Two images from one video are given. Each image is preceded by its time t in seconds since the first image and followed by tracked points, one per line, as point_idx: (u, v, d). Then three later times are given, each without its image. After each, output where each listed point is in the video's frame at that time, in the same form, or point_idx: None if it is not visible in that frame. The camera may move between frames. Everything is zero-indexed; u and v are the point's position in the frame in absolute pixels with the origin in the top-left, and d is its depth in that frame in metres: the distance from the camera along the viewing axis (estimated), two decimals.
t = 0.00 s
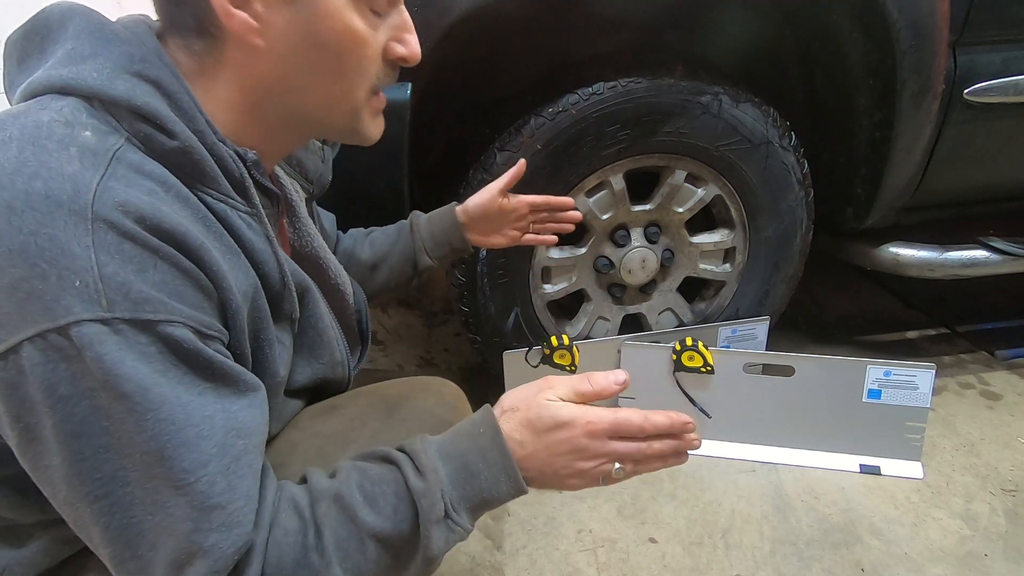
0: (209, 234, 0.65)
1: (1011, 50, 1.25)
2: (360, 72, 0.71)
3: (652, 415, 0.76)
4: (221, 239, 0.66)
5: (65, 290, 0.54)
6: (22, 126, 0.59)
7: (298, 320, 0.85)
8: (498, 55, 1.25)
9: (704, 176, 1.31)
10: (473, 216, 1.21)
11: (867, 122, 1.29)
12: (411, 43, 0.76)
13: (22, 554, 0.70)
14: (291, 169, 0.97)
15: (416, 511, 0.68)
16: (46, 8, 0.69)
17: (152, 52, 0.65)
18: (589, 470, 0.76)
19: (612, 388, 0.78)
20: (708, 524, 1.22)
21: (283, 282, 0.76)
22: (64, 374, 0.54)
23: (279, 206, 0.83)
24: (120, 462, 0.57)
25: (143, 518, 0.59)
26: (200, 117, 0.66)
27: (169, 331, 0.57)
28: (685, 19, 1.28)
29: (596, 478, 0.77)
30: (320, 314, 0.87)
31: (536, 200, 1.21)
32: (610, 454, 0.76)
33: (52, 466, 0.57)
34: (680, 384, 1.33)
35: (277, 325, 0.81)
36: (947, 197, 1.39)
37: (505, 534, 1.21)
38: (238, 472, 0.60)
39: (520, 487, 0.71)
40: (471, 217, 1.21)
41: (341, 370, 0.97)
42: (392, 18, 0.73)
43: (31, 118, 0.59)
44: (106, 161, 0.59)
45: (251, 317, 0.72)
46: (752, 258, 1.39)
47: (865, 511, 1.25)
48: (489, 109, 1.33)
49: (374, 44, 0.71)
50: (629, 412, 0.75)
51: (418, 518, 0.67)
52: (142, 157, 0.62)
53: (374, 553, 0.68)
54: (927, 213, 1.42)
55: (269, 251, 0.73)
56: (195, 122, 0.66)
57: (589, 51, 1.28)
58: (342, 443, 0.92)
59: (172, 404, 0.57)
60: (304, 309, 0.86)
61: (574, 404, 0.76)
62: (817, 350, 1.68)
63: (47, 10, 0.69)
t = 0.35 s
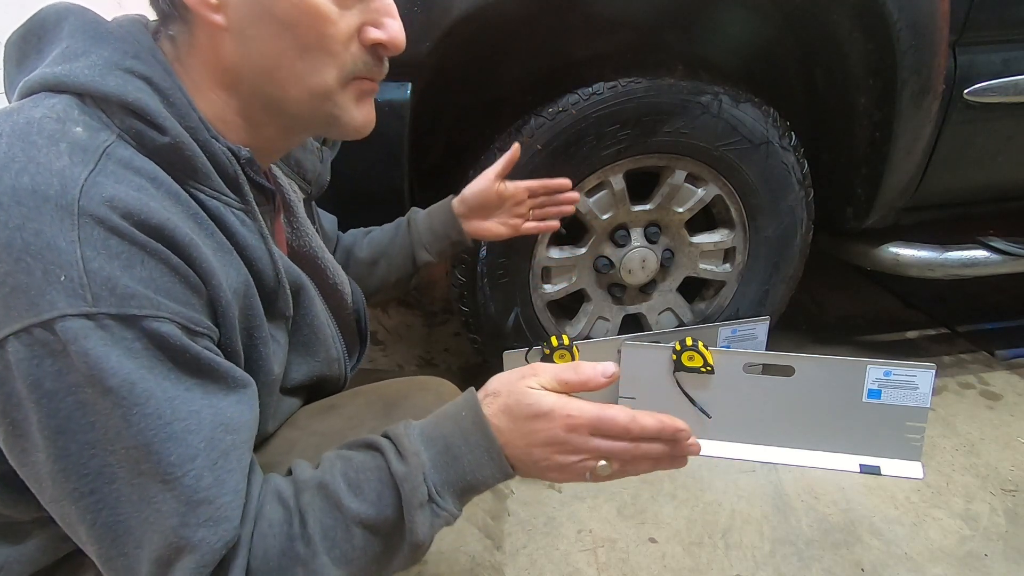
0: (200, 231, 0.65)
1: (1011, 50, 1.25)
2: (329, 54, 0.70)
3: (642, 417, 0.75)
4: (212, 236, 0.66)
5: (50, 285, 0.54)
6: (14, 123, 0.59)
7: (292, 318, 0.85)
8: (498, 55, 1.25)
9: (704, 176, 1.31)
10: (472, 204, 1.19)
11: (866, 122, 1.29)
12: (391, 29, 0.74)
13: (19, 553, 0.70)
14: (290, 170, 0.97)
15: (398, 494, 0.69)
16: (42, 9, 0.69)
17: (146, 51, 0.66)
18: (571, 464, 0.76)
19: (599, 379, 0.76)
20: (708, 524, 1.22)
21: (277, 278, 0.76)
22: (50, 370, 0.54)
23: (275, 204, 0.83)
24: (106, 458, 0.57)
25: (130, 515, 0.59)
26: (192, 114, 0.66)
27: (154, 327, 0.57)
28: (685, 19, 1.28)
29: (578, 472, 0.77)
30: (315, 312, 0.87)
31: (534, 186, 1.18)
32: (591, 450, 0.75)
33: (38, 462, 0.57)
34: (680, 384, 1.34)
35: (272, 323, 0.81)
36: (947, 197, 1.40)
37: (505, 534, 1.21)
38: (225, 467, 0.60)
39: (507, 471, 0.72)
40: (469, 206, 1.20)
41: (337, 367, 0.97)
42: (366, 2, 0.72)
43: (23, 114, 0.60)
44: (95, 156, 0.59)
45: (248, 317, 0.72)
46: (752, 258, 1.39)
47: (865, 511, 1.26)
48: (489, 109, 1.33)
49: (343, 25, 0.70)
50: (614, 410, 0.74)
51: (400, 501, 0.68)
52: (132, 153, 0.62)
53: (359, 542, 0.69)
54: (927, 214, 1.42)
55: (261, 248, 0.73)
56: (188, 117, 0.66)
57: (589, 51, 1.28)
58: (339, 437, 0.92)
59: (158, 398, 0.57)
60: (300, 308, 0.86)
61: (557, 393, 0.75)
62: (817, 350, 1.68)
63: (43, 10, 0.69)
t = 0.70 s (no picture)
0: (200, 236, 0.65)
1: (1010, 50, 1.25)
2: (361, 60, 0.75)
3: (634, 426, 0.75)
4: (212, 242, 0.66)
5: (53, 297, 0.54)
6: (12, 130, 0.59)
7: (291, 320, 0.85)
8: (498, 55, 1.25)
9: (704, 176, 1.31)
10: (469, 218, 1.21)
11: (866, 123, 1.29)
12: (400, 28, 0.81)
13: (18, 556, 0.70)
14: (288, 170, 0.98)
15: (399, 500, 0.69)
16: (36, 10, 0.69)
17: (142, 53, 0.65)
18: (565, 471, 0.76)
19: (593, 391, 0.76)
20: (708, 524, 1.22)
21: (276, 281, 0.76)
22: (55, 380, 0.54)
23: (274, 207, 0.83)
24: (110, 465, 0.57)
25: (135, 520, 0.59)
26: (191, 119, 0.66)
27: (157, 338, 0.57)
28: (685, 19, 1.28)
29: (572, 479, 0.77)
30: (314, 316, 0.87)
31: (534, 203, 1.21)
32: (583, 458, 0.75)
33: (40, 470, 0.57)
34: (680, 384, 1.34)
35: (271, 325, 0.80)
36: (946, 197, 1.39)
37: (505, 534, 1.21)
38: (229, 474, 0.61)
39: (504, 476, 0.72)
40: (467, 219, 1.21)
41: (338, 371, 0.97)
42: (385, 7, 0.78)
43: (20, 121, 0.59)
44: (95, 164, 0.58)
45: (245, 318, 0.72)
46: (752, 258, 1.39)
47: (865, 511, 1.25)
48: (490, 109, 1.33)
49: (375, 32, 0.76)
50: (606, 419, 0.74)
51: (400, 505, 0.69)
52: (131, 159, 0.61)
53: (361, 544, 0.69)
54: (927, 214, 1.42)
55: (260, 252, 0.73)
56: (186, 122, 0.66)
57: (589, 51, 1.28)
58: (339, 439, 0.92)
59: (161, 407, 0.57)
60: (298, 310, 0.86)
61: (550, 404, 0.76)
62: (817, 350, 1.68)
63: (38, 12, 0.69)
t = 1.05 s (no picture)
0: (196, 242, 0.65)
1: (1010, 50, 1.25)
2: (359, 59, 0.75)
3: (613, 387, 0.76)
4: (208, 247, 0.67)
5: (47, 309, 0.54)
6: (3, 138, 0.59)
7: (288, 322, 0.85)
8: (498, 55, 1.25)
9: (704, 176, 1.31)
10: (468, 226, 1.19)
11: (866, 122, 1.29)
12: (389, 20, 0.82)
13: (18, 560, 0.70)
14: (288, 171, 0.97)
15: (399, 484, 0.70)
16: (25, 13, 0.69)
17: (131, 57, 0.65)
18: (552, 442, 0.76)
19: (571, 362, 0.78)
20: (708, 525, 1.22)
21: (273, 284, 0.76)
22: (51, 392, 0.54)
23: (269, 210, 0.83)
24: (110, 475, 0.58)
25: (137, 528, 0.59)
26: (183, 122, 0.66)
27: (153, 347, 0.57)
28: (684, 18, 1.28)
29: (562, 450, 0.76)
30: (311, 318, 0.87)
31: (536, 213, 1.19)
32: (570, 429, 0.76)
33: (39, 480, 0.57)
34: (680, 384, 1.36)
35: (268, 328, 0.81)
36: (947, 197, 1.39)
37: (505, 534, 1.21)
38: (233, 476, 0.61)
39: (496, 454, 0.73)
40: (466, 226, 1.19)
41: (336, 373, 0.97)
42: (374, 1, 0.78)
43: (11, 128, 0.59)
44: (87, 172, 0.59)
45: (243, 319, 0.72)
46: (752, 258, 1.39)
47: (865, 511, 1.25)
48: (489, 109, 1.33)
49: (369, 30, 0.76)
50: (588, 385, 0.75)
51: (401, 489, 0.70)
52: (124, 166, 0.61)
53: (365, 534, 0.70)
54: (927, 213, 1.42)
55: (256, 256, 0.73)
56: (179, 126, 0.66)
57: (589, 51, 1.28)
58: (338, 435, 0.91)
59: (162, 415, 0.58)
60: (294, 312, 0.86)
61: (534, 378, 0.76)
62: (817, 350, 1.68)
63: (26, 15, 0.68)
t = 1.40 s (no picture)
0: (196, 248, 0.65)
1: (1010, 50, 1.25)
2: (362, 57, 0.76)
3: (611, 410, 0.82)
4: (209, 252, 0.66)
5: (47, 317, 0.53)
6: (3, 143, 0.59)
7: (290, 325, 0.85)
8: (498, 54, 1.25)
9: (704, 176, 1.31)
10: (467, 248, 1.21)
11: (866, 123, 1.29)
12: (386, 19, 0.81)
13: (16, 563, 0.70)
14: (289, 172, 0.97)
15: (395, 501, 0.71)
16: (25, 14, 0.68)
17: (132, 61, 0.65)
18: (549, 464, 0.81)
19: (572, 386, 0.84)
20: (708, 524, 1.22)
21: (275, 287, 0.76)
22: (47, 401, 0.54)
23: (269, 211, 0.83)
24: (104, 483, 0.58)
25: (129, 538, 0.59)
26: (185, 126, 0.66)
27: (153, 356, 0.57)
28: (685, 18, 1.28)
29: (558, 471, 0.82)
30: (312, 321, 0.87)
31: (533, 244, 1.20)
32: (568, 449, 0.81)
33: (33, 489, 0.57)
34: (680, 384, 1.36)
35: (269, 329, 0.80)
36: (946, 197, 1.39)
37: (505, 534, 1.21)
38: (227, 488, 0.61)
39: (493, 476, 0.76)
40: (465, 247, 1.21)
41: (337, 377, 0.97)
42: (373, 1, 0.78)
43: (11, 132, 0.59)
44: (88, 178, 0.58)
45: (242, 321, 0.72)
46: (752, 258, 1.39)
47: (865, 511, 1.25)
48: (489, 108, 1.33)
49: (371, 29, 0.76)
50: (589, 409, 0.81)
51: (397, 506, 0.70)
52: (125, 171, 0.61)
53: (359, 548, 0.70)
54: (927, 213, 1.42)
55: (257, 259, 0.73)
56: (181, 129, 0.66)
57: (589, 50, 1.28)
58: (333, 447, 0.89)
59: (158, 427, 0.58)
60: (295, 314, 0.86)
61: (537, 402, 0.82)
62: (817, 350, 1.68)
63: (26, 16, 0.68)
